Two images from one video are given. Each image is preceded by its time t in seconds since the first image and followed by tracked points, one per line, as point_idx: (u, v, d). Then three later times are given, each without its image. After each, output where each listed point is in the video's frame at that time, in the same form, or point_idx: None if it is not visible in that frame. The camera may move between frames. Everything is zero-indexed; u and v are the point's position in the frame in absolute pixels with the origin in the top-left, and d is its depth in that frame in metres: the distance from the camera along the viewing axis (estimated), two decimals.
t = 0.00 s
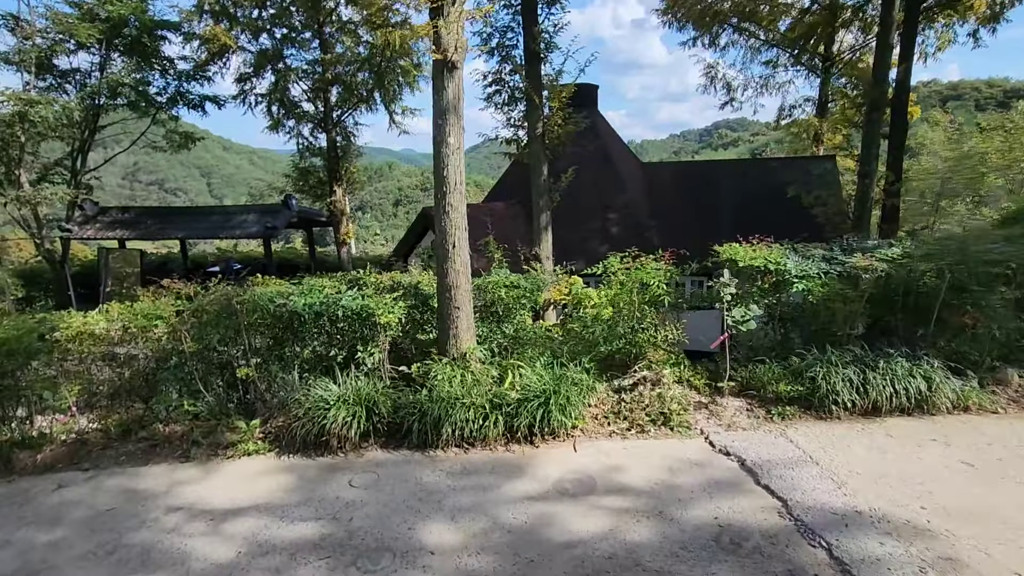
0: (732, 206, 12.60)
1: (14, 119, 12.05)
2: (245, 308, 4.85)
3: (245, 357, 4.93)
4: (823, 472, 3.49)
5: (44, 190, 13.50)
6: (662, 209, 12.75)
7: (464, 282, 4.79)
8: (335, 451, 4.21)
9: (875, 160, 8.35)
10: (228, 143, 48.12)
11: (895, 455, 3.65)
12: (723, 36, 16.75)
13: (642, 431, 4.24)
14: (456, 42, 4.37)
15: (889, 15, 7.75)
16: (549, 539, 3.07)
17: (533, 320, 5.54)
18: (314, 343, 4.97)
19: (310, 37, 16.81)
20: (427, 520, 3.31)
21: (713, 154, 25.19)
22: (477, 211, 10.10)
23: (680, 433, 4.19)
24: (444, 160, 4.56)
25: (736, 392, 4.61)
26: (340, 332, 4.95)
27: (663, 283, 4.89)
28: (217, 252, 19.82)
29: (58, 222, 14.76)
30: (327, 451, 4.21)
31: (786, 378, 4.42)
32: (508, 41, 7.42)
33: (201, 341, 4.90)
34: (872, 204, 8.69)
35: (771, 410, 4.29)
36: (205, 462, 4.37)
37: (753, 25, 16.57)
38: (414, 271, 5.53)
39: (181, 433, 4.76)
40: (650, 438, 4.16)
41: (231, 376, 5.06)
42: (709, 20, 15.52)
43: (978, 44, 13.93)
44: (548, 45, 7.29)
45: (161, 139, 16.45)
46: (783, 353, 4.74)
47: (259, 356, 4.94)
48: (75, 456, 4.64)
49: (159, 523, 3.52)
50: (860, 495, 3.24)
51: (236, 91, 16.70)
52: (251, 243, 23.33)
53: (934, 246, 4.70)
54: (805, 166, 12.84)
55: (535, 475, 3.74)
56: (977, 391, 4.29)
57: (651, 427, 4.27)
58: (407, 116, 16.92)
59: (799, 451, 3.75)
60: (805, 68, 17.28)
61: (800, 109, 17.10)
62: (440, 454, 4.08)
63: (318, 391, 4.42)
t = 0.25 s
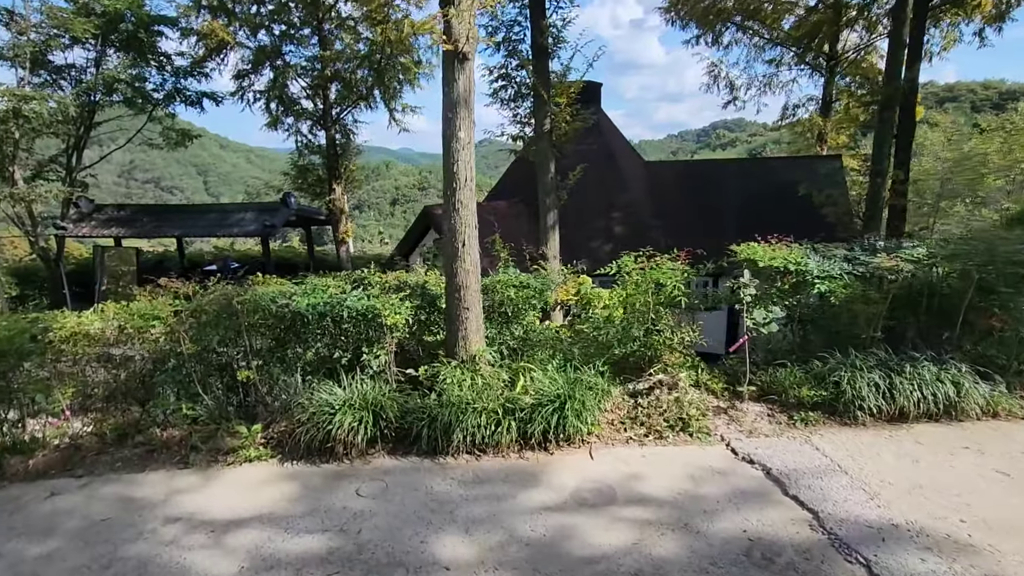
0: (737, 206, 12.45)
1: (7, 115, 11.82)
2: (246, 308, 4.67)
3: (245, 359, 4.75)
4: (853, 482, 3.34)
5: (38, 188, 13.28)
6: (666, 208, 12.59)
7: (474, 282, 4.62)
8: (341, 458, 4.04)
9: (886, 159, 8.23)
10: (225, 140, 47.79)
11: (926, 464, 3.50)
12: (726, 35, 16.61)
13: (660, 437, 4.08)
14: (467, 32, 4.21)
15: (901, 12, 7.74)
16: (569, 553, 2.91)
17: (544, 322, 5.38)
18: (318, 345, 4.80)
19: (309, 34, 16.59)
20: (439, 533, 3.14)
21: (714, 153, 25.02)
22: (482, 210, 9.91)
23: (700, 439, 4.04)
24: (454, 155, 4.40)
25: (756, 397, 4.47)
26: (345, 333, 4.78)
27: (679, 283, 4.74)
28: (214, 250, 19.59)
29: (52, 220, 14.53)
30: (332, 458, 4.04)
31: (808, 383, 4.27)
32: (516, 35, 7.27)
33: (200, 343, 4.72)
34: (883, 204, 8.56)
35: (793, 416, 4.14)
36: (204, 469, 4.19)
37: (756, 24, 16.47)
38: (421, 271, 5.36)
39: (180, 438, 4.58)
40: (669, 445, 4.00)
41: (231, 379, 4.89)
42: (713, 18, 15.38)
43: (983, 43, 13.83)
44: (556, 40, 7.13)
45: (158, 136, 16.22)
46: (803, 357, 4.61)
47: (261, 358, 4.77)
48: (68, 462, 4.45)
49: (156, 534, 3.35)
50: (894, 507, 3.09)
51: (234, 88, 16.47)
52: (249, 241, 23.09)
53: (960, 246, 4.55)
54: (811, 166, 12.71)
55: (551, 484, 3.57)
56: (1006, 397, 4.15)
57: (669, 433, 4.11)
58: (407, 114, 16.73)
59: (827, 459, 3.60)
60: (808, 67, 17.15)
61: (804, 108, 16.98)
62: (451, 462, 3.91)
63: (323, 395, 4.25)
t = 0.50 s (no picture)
0: (741, 206, 12.34)
1: None
2: (249, 309, 4.51)
3: (248, 362, 4.59)
4: (885, 490, 3.23)
5: (30, 185, 13.02)
6: (669, 208, 12.48)
7: (486, 283, 4.48)
8: (350, 465, 3.89)
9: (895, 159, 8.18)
10: (219, 139, 47.37)
11: (958, 471, 3.39)
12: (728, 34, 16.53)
13: (680, 443, 3.96)
14: (481, 24, 4.07)
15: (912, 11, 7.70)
16: (596, 566, 2.77)
17: (554, 323, 5.25)
18: (323, 347, 4.65)
19: (306, 31, 16.37)
20: (457, 545, 3.00)
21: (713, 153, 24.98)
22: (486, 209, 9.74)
23: (721, 445, 3.92)
24: (466, 151, 4.27)
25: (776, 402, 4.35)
26: (352, 335, 4.63)
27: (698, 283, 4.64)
28: (209, 249, 19.34)
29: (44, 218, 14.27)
30: (340, 465, 3.89)
31: (830, 387, 4.16)
32: (523, 32, 7.15)
33: (202, 345, 4.56)
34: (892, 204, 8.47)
35: (816, 421, 4.03)
36: (207, 476, 4.03)
37: (758, 23, 16.39)
38: (429, 271, 5.22)
39: (181, 444, 4.42)
40: (689, 451, 3.88)
41: (234, 382, 4.73)
42: (715, 17, 15.29)
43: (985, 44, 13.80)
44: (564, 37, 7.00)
45: (152, 134, 15.97)
46: (821, 360, 4.48)
47: (265, 361, 4.62)
48: (64, 469, 4.27)
49: (158, 547, 3.19)
50: (931, 517, 2.97)
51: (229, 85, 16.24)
52: (245, 240, 22.83)
53: (983, 247, 4.45)
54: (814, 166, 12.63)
55: (571, 493, 3.44)
56: None
57: (689, 438, 3.99)
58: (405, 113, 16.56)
59: (854, 466, 3.48)
60: (810, 66, 17.09)
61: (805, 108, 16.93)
62: (464, 469, 3.77)
63: (330, 400, 4.10)
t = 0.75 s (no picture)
0: (744, 206, 12.24)
1: None
2: (253, 310, 4.36)
3: (253, 364, 4.44)
4: (919, 496, 3.12)
5: (21, 184, 12.77)
6: (672, 208, 12.38)
7: (499, 282, 4.35)
8: (360, 472, 3.74)
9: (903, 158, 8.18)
10: (212, 138, 46.92)
11: (992, 475, 3.29)
12: (728, 33, 16.47)
13: (702, 447, 3.85)
14: (495, 15, 3.95)
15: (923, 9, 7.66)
16: None
17: (566, 324, 5.14)
18: (329, 349, 4.51)
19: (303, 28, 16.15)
20: (479, 556, 2.87)
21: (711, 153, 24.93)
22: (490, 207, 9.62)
23: (743, 449, 3.81)
24: (479, 147, 4.13)
25: (796, 404, 4.25)
26: (359, 335, 4.49)
27: (712, 282, 4.57)
28: (203, 249, 19.08)
29: (36, 218, 14.02)
30: (351, 472, 3.75)
31: (854, 389, 4.06)
32: (529, 27, 7.03)
33: (204, 346, 4.40)
34: (900, 203, 8.42)
35: (840, 423, 3.92)
36: (211, 483, 3.88)
37: (758, 22, 16.35)
38: (437, 270, 5.09)
39: (183, 450, 4.26)
40: (711, 455, 3.77)
41: (237, 385, 4.58)
42: (715, 16, 15.23)
43: (985, 43, 13.78)
44: (572, 33, 6.89)
45: (146, 132, 15.73)
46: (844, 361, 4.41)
47: (270, 363, 4.46)
48: (61, 476, 4.11)
49: (163, 559, 3.04)
50: (970, 524, 2.87)
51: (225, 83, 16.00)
52: (241, 240, 22.54)
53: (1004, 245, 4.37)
54: (817, 165, 12.59)
55: (594, 500, 3.31)
56: None
57: (710, 442, 3.87)
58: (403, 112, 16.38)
59: (884, 471, 3.38)
60: (809, 66, 17.05)
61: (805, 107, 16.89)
62: (480, 475, 3.64)
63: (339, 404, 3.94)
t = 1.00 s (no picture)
0: (746, 207, 12.18)
1: None
2: (259, 313, 4.20)
3: (259, 370, 4.28)
4: (957, 507, 3.02)
5: (11, 184, 12.49)
6: (674, 209, 12.30)
7: (514, 285, 4.22)
8: (374, 483, 3.59)
9: (912, 159, 8.15)
10: (204, 138, 46.46)
11: None
12: (728, 33, 16.42)
13: (726, 455, 3.73)
14: (513, 10, 3.82)
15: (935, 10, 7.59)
16: None
17: (580, 327, 5.02)
18: (338, 354, 4.36)
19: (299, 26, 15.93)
20: (505, 574, 2.73)
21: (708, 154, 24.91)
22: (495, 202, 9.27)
23: (769, 457, 3.70)
24: (495, 145, 4.00)
25: (819, 410, 4.15)
26: (370, 340, 4.34)
27: (732, 285, 4.46)
28: (197, 250, 18.81)
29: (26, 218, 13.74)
30: (364, 483, 3.60)
31: (880, 395, 3.97)
32: (536, 24, 6.90)
33: (208, 351, 4.23)
34: (908, 204, 8.36)
35: (867, 430, 3.82)
36: (217, 495, 3.72)
37: (757, 23, 16.31)
38: (448, 272, 4.95)
39: (186, 459, 4.09)
40: (737, 464, 3.65)
41: (242, 391, 4.42)
42: (716, 16, 15.16)
43: (985, 45, 13.80)
44: (580, 31, 6.77)
45: (139, 131, 15.47)
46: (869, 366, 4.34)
47: (276, 369, 4.31)
48: (58, 488, 3.93)
49: None
50: (1014, 538, 2.77)
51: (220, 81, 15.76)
52: (234, 241, 22.26)
53: None
54: (819, 167, 12.55)
55: (620, 513, 3.18)
56: None
57: (735, 450, 3.76)
58: (401, 111, 16.18)
59: (918, 480, 3.28)
60: (808, 67, 17.05)
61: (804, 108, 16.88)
62: (499, 486, 3.51)
63: (350, 411, 3.79)
